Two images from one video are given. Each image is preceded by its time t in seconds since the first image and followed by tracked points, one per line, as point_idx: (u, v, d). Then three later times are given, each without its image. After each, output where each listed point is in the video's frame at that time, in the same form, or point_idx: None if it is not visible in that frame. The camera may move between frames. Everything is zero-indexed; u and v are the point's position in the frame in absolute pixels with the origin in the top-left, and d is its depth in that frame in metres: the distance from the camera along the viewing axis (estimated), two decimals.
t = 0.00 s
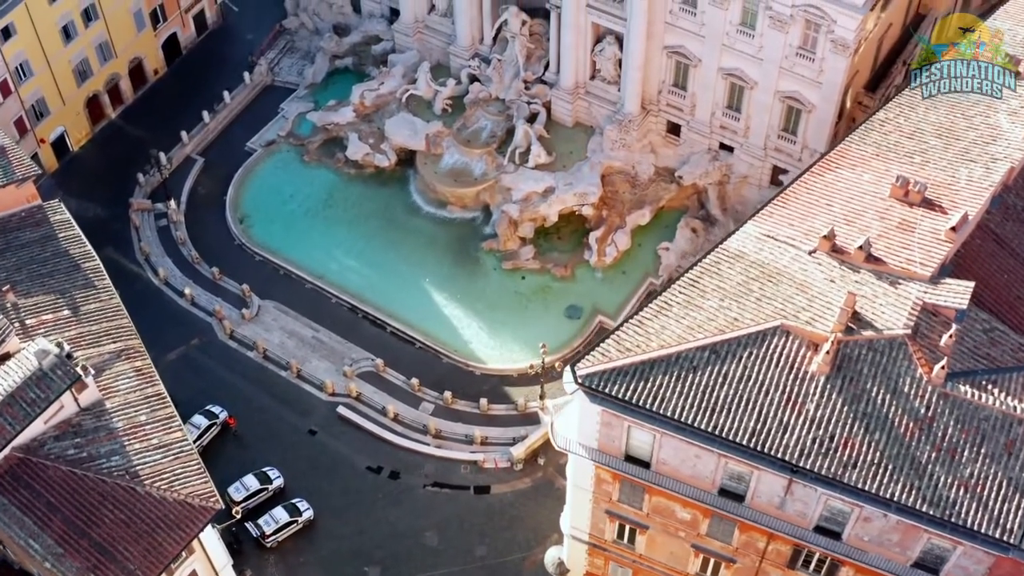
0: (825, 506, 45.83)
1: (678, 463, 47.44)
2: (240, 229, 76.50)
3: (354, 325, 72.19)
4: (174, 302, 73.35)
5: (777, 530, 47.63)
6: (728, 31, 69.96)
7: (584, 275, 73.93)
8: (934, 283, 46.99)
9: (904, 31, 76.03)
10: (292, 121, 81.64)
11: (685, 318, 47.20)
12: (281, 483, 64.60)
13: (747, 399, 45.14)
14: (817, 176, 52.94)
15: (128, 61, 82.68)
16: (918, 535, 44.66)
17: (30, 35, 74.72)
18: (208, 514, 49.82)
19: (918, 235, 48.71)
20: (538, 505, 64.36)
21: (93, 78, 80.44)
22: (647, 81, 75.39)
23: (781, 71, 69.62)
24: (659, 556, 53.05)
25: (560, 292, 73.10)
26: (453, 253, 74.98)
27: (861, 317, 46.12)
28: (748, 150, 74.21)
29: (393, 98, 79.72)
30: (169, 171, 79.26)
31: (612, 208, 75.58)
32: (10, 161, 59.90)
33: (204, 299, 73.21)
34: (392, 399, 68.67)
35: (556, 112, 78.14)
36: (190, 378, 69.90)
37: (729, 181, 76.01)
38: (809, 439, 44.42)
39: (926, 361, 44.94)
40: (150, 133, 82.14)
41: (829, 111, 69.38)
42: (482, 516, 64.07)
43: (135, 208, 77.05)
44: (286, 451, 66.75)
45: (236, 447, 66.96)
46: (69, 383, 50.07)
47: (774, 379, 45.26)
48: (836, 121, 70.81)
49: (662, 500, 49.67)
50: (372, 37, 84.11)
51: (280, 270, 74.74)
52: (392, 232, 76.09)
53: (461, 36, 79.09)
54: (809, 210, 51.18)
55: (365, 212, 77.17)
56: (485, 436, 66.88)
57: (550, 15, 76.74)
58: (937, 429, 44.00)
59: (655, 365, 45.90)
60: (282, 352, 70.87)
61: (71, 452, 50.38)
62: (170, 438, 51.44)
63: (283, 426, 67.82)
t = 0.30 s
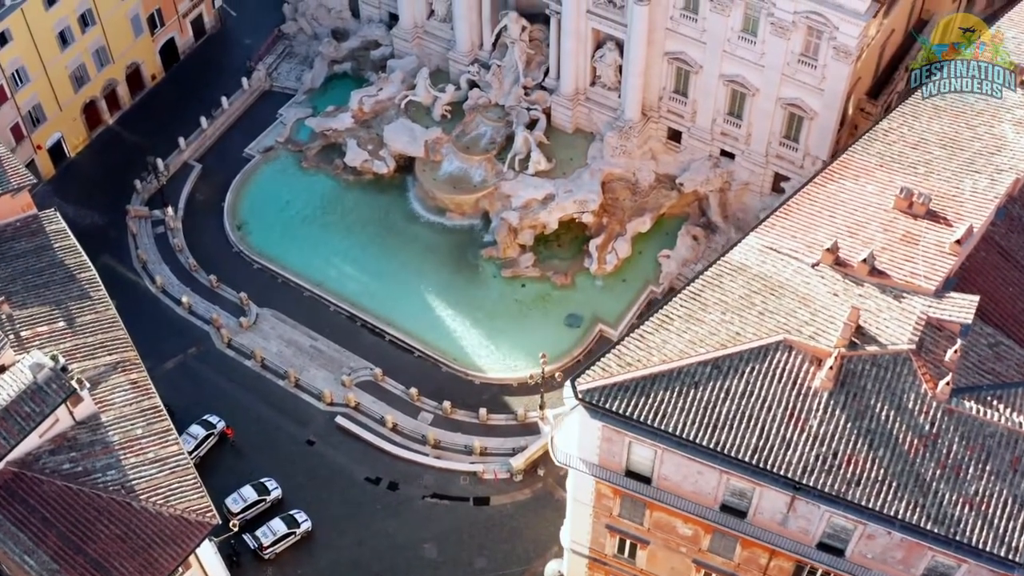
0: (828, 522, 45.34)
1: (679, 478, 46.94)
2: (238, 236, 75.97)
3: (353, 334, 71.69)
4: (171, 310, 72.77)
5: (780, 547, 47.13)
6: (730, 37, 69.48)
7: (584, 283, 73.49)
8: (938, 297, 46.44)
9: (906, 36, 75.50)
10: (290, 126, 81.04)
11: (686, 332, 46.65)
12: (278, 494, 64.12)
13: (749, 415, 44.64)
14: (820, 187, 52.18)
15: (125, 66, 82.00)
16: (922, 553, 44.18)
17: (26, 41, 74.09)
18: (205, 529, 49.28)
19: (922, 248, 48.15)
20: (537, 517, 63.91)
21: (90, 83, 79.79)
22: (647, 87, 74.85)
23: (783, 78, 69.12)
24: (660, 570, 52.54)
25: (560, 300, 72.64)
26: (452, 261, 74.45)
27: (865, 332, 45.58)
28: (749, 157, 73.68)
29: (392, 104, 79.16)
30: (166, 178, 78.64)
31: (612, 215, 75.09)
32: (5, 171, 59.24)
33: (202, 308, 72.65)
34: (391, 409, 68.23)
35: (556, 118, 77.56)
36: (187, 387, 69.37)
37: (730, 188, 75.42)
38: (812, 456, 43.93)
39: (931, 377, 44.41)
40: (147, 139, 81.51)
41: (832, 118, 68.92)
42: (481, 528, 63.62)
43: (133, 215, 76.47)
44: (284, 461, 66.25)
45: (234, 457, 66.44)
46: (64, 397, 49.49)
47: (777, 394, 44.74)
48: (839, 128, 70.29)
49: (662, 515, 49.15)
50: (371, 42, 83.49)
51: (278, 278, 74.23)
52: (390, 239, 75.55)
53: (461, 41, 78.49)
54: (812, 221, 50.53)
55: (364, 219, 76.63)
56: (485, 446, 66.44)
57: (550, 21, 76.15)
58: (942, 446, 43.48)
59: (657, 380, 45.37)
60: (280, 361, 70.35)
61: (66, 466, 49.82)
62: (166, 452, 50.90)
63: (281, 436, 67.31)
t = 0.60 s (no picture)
0: (831, 539, 44.88)
1: (681, 494, 46.45)
2: (236, 243, 75.46)
3: (351, 342, 71.22)
4: (168, 318, 72.26)
5: (782, 563, 46.68)
6: (731, 44, 69.01)
7: (584, 291, 73.02)
8: (943, 311, 45.93)
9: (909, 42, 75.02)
10: (289, 132, 80.49)
11: (688, 346, 46.14)
12: (277, 505, 63.65)
13: (752, 431, 44.14)
14: (823, 199, 51.62)
15: (123, 72, 81.42)
16: (926, 570, 43.74)
17: (23, 46, 73.55)
18: (202, 544, 48.86)
19: (927, 260, 47.61)
20: (537, 529, 63.51)
21: (87, 89, 79.22)
22: (648, 93, 74.35)
23: (785, 84, 68.68)
24: None
25: (560, 308, 72.17)
26: (452, 268, 73.94)
27: (869, 346, 45.07)
28: (750, 164, 73.17)
29: (391, 110, 78.60)
30: (164, 184, 78.10)
31: (613, 223, 74.58)
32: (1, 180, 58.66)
33: (199, 316, 72.13)
34: (390, 418, 67.75)
35: (556, 124, 77.04)
36: (185, 396, 68.88)
37: (731, 195, 74.88)
38: (816, 472, 43.44)
39: (935, 393, 43.91)
40: (144, 145, 80.96)
41: (834, 125, 68.45)
42: (481, 539, 63.20)
43: (130, 221, 75.95)
44: (282, 472, 65.77)
45: (232, 467, 65.96)
46: (59, 411, 49.05)
47: (779, 410, 44.25)
48: (841, 135, 69.84)
49: (663, 530, 48.69)
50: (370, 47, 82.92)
51: (276, 285, 73.74)
52: (389, 246, 75.04)
53: (460, 46, 77.99)
54: (815, 233, 50.00)
55: (363, 225, 76.13)
56: (485, 456, 65.98)
57: (551, 26, 75.61)
58: (947, 462, 43.01)
59: (658, 396, 44.87)
60: (278, 370, 69.86)
61: (62, 480, 49.29)
62: (163, 466, 50.45)
63: (280, 446, 66.82)
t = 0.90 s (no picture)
0: (834, 561, 44.33)
1: (683, 514, 45.89)
2: (233, 253, 74.86)
3: (350, 353, 70.63)
4: (165, 329, 71.66)
5: None
6: (733, 52, 68.43)
7: (584, 301, 72.45)
8: (949, 329, 45.35)
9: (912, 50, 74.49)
10: (287, 140, 79.85)
11: (690, 364, 45.54)
12: (275, 518, 63.26)
13: (755, 451, 43.55)
14: (827, 213, 50.96)
15: (119, 79, 80.75)
16: None
17: (19, 54, 72.87)
18: (198, 564, 48.29)
19: (932, 277, 47.00)
20: (537, 543, 63.08)
21: (84, 96, 78.55)
22: (649, 101, 73.71)
23: (787, 93, 68.16)
24: None
25: (560, 319, 71.59)
26: (451, 278, 73.33)
27: (874, 365, 44.46)
28: (752, 173, 72.58)
29: (390, 118, 77.94)
30: (161, 193, 77.48)
31: (614, 232, 73.97)
32: None
33: (197, 326, 71.54)
34: (389, 431, 67.20)
35: (556, 132, 76.39)
36: (182, 408, 68.31)
37: (733, 205, 74.26)
38: (820, 494, 42.85)
39: (941, 413, 43.36)
40: (142, 153, 80.32)
41: (837, 134, 67.91)
42: (481, 554, 62.82)
43: (127, 230, 75.32)
44: (281, 485, 65.25)
45: (229, 480, 65.43)
46: (54, 429, 48.47)
47: (783, 431, 43.66)
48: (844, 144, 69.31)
49: (665, 550, 48.15)
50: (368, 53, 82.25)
51: (274, 295, 73.14)
52: (388, 256, 74.43)
53: (459, 54, 77.33)
54: (819, 248, 49.39)
55: (362, 234, 75.53)
56: (484, 469, 65.48)
57: (551, 34, 74.97)
58: (952, 484, 42.42)
59: (660, 415, 44.27)
60: (276, 381, 69.27)
61: (56, 499, 48.73)
62: (159, 484, 49.87)
63: (278, 458, 66.28)
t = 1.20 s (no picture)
0: None
1: (685, 535, 45.36)
2: (231, 262, 74.29)
3: (348, 363, 70.08)
4: (163, 339, 71.08)
5: None
6: (735, 61, 67.93)
7: (585, 311, 71.88)
8: (954, 347, 44.80)
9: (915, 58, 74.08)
10: (286, 147, 79.25)
11: (693, 383, 44.99)
12: (272, 531, 62.68)
13: (758, 472, 42.98)
14: (831, 227, 50.37)
15: (117, 86, 80.12)
16: None
17: (15, 61, 72.27)
18: None
19: (937, 294, 46.45)
20: (537, 557, 62.58)
21: (81, 104, 77.93)
22: (651, 110, 73.11)
23: (790, 102, 67.68)
24: None
25: (560, 329, 71.03)
26: (451, 288, 72.76)
27: (879, 385, 43.92)
28: (754, 182, 72.03)
29: (389, 125, 77.33)
30: (158, 201, 76.89)
31: (615, 241, 73.35)
32: None
33: (194, 337, 70.96)
34: (388, 443, 66.67)
35: (556, 140, 75.80)
36: (179, 420, 67.73)
37: (735, 214, 73.68)
38: (823, 515, 42.27)
39: (946, 434, 42.81)
40: (139, 161, 79.71)
41: (840, 144, 67.43)
42: (480, 568, 62.29)
43: (124, 239, 74.72)
44: (278, 498, 64.72)
45: (226, 493, 64.88)
46: (48, 446, 47.98)
47: (786, 451, 43.10)
48: (847, 154, 68.85)
49: (666, 569, 47.62)
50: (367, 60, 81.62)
51: (272, 305, 72.57)
52: (387, 265, 73.86)
53: (459, 61, 76.72)
54: (822, 263, 48.82)
55: (361, 243, 74.96)
56: (484, 482, 64.96)
57: (551, 41, 74.39)
58: (958, 505, 41.86)
59: (662, 435, 43.72)
60: (274, 393, 68.69)
61: (51, 517, 48.17)
62: (155, 502, 49.36)
63: (276, 471, 65.74)
